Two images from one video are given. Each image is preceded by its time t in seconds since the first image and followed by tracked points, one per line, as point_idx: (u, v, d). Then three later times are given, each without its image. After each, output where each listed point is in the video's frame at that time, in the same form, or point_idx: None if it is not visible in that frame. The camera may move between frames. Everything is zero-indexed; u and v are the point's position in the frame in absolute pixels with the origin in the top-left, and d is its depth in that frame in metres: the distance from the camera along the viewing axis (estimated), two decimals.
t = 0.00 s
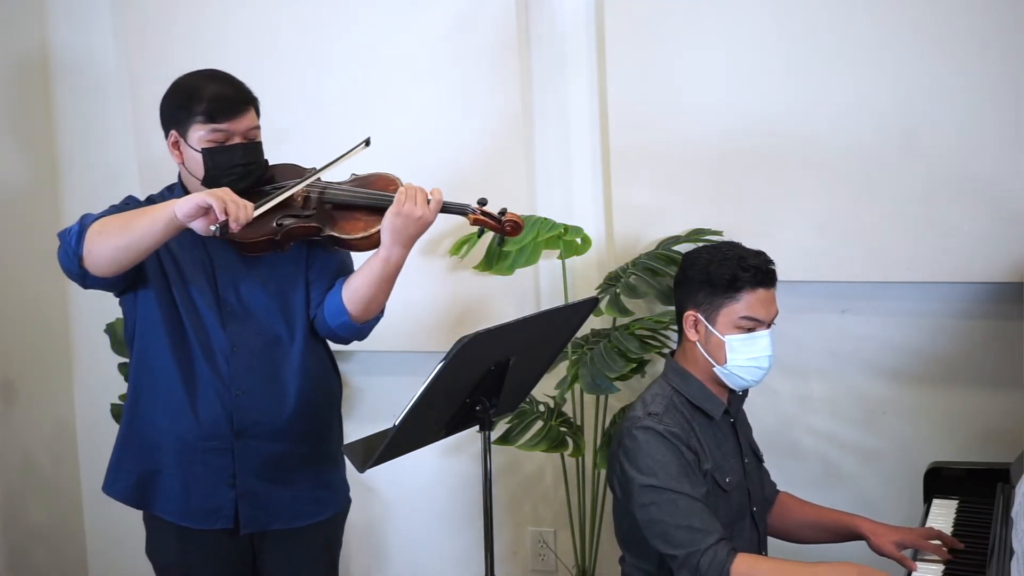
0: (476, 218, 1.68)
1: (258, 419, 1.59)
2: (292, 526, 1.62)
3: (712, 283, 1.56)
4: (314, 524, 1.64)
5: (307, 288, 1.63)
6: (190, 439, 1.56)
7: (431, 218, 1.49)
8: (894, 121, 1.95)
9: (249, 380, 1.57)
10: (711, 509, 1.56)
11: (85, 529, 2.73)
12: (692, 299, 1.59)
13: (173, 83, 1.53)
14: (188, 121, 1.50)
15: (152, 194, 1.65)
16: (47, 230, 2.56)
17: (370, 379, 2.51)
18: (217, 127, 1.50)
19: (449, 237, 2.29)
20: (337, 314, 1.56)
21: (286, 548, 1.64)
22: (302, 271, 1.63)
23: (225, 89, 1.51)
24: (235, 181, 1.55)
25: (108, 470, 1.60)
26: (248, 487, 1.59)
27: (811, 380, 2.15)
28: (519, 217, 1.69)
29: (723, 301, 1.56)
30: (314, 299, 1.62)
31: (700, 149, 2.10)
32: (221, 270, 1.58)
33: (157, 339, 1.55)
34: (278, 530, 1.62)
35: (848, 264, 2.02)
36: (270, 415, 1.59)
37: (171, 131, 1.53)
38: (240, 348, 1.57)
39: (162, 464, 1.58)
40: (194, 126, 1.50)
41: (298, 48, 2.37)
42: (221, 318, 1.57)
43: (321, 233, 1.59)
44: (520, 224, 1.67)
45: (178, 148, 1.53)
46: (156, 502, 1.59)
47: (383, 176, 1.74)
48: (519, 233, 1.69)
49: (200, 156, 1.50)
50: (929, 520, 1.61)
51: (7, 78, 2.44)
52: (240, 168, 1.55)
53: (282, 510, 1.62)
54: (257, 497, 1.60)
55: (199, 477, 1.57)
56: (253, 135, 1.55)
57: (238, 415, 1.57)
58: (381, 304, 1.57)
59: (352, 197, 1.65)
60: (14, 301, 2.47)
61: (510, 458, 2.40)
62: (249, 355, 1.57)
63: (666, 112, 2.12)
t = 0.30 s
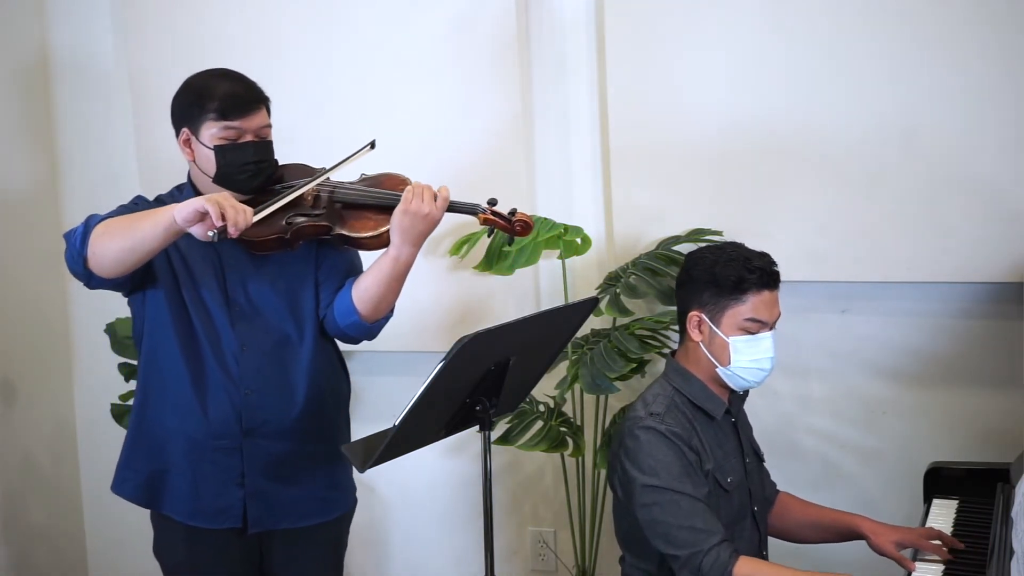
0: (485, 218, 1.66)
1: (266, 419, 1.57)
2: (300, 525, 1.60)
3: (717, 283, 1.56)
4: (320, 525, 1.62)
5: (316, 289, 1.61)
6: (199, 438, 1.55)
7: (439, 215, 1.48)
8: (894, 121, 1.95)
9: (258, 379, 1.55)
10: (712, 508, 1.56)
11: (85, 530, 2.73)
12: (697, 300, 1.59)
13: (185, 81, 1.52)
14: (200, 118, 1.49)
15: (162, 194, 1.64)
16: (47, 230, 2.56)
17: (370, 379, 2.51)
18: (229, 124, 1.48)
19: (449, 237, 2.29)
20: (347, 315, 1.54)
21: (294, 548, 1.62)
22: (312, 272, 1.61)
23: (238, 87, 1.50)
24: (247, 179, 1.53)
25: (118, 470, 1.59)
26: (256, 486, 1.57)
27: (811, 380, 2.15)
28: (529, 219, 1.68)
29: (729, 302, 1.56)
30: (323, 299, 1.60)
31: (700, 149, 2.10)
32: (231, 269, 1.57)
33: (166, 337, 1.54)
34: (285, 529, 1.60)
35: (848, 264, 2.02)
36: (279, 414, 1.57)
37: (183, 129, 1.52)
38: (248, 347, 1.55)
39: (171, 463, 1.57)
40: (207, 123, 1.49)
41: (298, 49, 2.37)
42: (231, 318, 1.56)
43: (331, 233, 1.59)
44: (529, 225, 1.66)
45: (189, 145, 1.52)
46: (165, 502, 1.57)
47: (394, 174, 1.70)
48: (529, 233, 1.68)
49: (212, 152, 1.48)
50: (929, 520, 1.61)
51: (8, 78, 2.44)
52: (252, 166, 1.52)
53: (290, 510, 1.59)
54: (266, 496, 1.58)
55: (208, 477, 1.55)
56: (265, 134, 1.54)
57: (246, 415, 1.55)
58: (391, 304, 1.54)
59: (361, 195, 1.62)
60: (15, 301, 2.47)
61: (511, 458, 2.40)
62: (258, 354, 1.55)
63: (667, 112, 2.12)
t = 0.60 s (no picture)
0: (496, 222, 1.66)
1: (275, 419, 1.56)
2: (306, 526, 1.60)
3: (720, 284, 1.57)
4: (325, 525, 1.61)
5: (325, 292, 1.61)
6: (207, 438, 1.54)
7: (451, 221, 1.47)
8: (894, 121, 1.95)
9: (267, 380, 1.55)
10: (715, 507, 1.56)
11: (85, 529, 2.73)
12: (700, 299, 1.60)
13: (196, 82, 1.51)
14: (212, 117, 1.48)
15: (171, 195, 1.64)
16: (47, 230, 2.56)
17: (370, 379, 2.50)
18: (241, 123, 1.48)
19: (449, 237, 2.29)
20: (356, 315, 1.53)
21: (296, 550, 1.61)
22: (320, 274, 1.61)
23: (250, 86, 1.49)
24: (258, 179, 1.51)
25: (124, 470, 1.57)
26: (263, 486, 1.56)
27: (812, 380, 2.15)
28: (539, 223, 1.67)
29: (730, 302, 1.56)
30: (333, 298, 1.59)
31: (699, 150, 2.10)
32: (240, 269, 1.56)
33: (174, 337, 1.53)
34: (293, 530, 1.59)
35: (849, 264, 2.01)
36: (287, 415, 1.57)
37: (194, 128, 1.51)
38: (257, 347, 1.55)
39: (178, 463, 1.55)
40: (218, 122, 1.48)
41: (299, 50, 2.37)
42: (239, 318, 1.55)
43: (340, 234, 1.57)
44: (540, 229, 1.65)
45: (200, 144, 1.51)
46: (172, 502, 1.56)
47: (403, 178, 1.71)
48: (539, 238, 1.66)
49: (223, 151, 1.47)
50: (929, 520, 1.60)
51: (8, 78, 2.44)
52: (262, 167, 1.51)
53: (297, 510, 1.59)
54: (274, 497, 1.57)
55: (214, 477, 1.54)
56: (276, 134, 1.53)
57: (255, 415, 1.55)
58: (402, 304, 1.53)
59: (372, 199, 1.62)
60: (15, 301, 2.46)
61: (511, 458, 2.40)
62: (267, 354, 1.55)
63: (667, 112, 2.11)
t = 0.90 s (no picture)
0: (506, 224, 1.68)
1: (283, 420, 1.55)
2: (315, 526, 1.59)
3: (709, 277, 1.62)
4: (330, 526, 1.61)
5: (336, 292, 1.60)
6: (215, 438, 1.53)
7: (459, 219, 1.47)
8: (894, 121, 1.95)
9: (277, 380, 1.54)
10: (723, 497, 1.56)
11: (85, 530, 2.73)
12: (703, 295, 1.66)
13: (208, 81, 1.48)
14: (224, 116, 1.46)
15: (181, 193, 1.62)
16: (47, 230, 2.56)
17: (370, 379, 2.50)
18: (254, 122, 1.45)
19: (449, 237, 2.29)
20: (368, 316, 1.52)
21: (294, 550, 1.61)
22: (330, 275, 1.60)
23: (263, 85, 1.47)
24: (271, 179, 1.49)
25: (133, 469, 1.57)
26: (270, 487, 1.55)
27: (812, 380, 2.15)
28: (551, 226, 1.70)
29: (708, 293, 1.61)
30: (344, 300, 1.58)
31: (700, 150, 2.10)
32: (250, 269, 1.55)
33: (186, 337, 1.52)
34: (301, 530, 1.59)
35: (849, 264, 2.01)
36: (296, 416, 1.55)
37: (206, 127, 1.48)
38: (266, 347, 1.53)
39: (187, 462, 1.54)
40: (230, 121, 1.46)
41: (299, 50, 2.37)
42: (249, 318, 1.54)
43: (352, 234, 1.60)
44: (552, 233, 1.68)
45: (212, 144, 1.48)
46: (180, 501, 1.55)
47: (413, 179, 1.74)
48: (550, 241, 1.69)
49: (235, 151, 1.45)
50: (929, 520, 1.60)
51: (8, 77, 2.44)
52: (275, 166, 1.48)
53: (305, 511, 1.58)
54: (281, 497, 1.56)
55: (222, 477, 1.53)
56: (288, 134, 1.50)
57: (263, 415, 1.53)
58: (413, 305, 1.53)
59: (384, 200, 1.65)
60: (14, 301, 2.46)
61: (511, 458, 2.40)
62: (277, 354, 1.54)
63: (667, 112, 2.11)
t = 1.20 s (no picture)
0: (520, 232, 1.65)
1: (292, 422, 1.55)
2: (324, 528, 1.59)
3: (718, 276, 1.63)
4: (334, 528, 1.61)
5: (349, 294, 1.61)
6: (224, 439, 1.52)
7: (477, 229, 1.49)
8: (894, 121, 1.95)
9: (288, 382, 1.53)
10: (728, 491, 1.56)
11: (85, 530, 2.73)
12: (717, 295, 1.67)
13: (219, 83, 1.48)
14: (241, 114, 1.46)
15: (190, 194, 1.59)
16: (47, 230, 2.56)
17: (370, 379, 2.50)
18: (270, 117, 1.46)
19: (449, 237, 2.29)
20: (382, 321, 1.53)
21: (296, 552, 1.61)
22: (342, 278, 1.61)
23: (276, 82, 1.48)
24: (290, 175, 1.49)
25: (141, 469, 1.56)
26: (278, 489, 1.55)
27: (812, 381, 2.15)
28: (565, 235, 1.66)
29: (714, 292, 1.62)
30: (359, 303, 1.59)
31: (699, 150, 2.10)
32: (263, 271, 1.55)
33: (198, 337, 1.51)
34: (309, 531, 1.58)
35: (849, 264, 2.01)
36: (304, 418, 1.55)
37: (221, 127, 1.48)
38: (278, 349, 1.53)
39: (197, 464, 1.54)
40: (247, 119, 1.46)
41: (298, 50, 2.37)
42: (261, 320, 1.53)
43: (366, 237, 1.60)
44: (566, 242, 1.65)
45: (229, 142, 1.47)
46: (190, 503, 1.54)
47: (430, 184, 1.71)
48: (565, 251, 1.66)
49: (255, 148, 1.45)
50: (929, 520, 1.60)
51: (8, 77, 2.43)
52: (293, 162, 1.48)
53: (313, 513, 1.58)
54: (288, 498, 1.56)
55: (232, 479, 1.53)
56: (303, 128, 1.51)
57: (273, 417, 1.53)
58: (427, 311, 1.54)
59: (399, 204, 1.63)
60: (14, 301, 2.45)
61: (511, 458, 2.40)
62: (288, 356, 1.53)
63: (667, 112, 2.12)
